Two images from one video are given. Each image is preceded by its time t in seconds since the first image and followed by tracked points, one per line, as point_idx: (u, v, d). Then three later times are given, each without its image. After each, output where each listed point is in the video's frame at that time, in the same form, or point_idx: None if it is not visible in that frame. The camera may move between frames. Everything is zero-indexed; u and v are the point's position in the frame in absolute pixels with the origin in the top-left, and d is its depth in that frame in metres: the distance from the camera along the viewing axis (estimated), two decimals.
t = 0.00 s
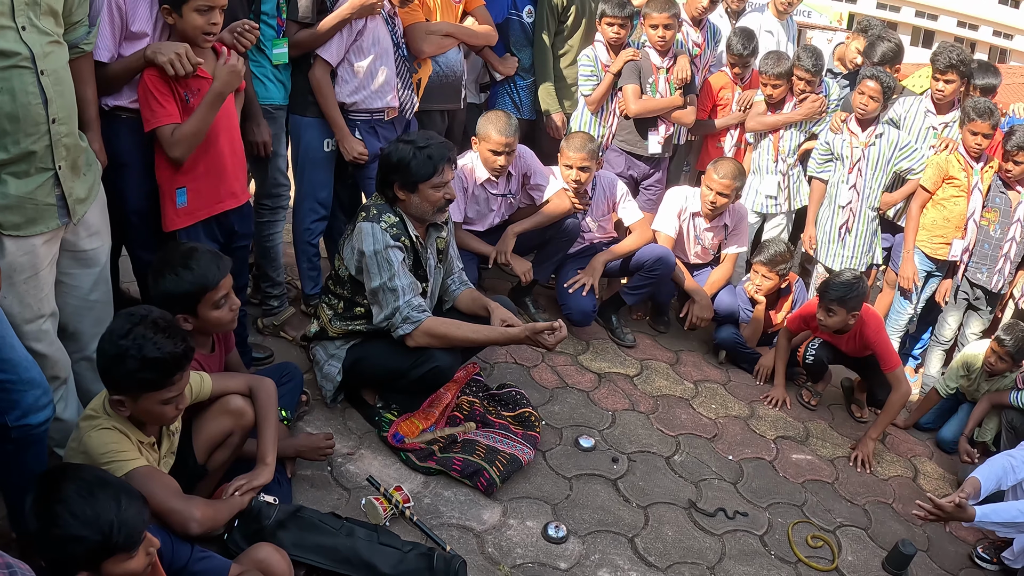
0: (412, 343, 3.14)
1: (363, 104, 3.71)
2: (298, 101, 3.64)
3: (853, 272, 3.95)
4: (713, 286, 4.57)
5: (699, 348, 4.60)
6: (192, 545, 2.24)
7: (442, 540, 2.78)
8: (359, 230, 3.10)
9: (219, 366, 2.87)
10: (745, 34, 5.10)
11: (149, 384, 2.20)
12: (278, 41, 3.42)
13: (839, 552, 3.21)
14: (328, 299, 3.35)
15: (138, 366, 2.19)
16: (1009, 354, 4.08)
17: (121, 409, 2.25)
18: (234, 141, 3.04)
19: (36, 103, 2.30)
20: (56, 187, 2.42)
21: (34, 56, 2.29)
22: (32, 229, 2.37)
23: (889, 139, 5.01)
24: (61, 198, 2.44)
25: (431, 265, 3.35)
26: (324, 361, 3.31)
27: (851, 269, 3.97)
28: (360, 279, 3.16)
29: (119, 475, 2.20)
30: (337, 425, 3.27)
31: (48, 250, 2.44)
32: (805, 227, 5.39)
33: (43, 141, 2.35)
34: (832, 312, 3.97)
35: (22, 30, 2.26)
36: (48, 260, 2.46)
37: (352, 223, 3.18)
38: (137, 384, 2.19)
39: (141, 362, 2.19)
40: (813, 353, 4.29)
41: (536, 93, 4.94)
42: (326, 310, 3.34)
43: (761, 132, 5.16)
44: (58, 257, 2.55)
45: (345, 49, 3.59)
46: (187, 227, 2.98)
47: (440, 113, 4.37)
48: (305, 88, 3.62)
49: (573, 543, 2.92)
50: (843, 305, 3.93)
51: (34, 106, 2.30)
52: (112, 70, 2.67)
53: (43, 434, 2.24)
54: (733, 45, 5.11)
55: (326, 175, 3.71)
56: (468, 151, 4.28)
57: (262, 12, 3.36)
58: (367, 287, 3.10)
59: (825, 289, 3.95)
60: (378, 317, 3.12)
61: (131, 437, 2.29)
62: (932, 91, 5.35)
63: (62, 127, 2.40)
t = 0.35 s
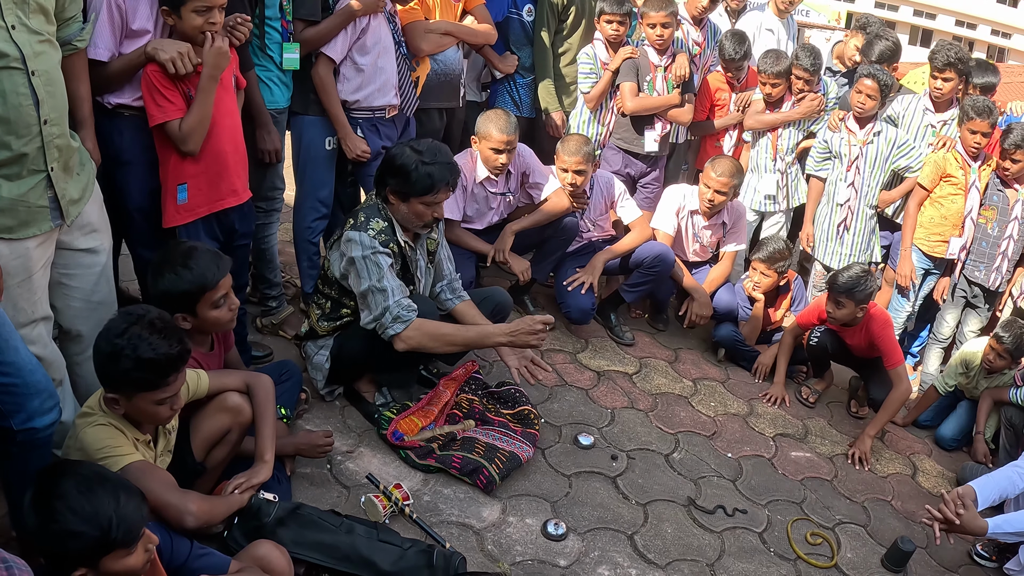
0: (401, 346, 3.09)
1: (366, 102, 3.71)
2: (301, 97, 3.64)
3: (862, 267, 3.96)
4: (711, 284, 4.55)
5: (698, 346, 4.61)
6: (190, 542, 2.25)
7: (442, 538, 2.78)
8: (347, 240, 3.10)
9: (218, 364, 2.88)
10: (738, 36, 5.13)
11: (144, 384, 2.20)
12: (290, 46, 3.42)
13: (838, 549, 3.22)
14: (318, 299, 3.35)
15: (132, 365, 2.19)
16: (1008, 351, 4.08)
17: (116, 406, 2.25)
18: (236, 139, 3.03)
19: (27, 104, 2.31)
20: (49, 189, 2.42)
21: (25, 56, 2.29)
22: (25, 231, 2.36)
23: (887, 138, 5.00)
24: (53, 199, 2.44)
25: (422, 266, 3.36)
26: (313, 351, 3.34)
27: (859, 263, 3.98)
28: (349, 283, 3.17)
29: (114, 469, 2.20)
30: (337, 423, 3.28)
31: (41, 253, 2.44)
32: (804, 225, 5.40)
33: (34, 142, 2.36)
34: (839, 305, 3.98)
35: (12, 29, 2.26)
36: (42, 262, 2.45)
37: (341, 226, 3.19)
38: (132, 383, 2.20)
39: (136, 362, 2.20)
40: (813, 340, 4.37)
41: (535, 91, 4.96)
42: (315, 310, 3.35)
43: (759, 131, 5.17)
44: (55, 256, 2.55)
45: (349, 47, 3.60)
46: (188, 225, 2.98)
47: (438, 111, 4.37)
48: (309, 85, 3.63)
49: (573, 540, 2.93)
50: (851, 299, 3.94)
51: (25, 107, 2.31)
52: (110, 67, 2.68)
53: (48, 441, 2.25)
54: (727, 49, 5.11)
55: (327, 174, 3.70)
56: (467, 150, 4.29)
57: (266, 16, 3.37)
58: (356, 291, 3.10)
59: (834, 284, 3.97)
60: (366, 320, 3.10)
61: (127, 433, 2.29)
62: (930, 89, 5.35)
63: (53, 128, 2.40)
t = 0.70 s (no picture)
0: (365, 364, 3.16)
1: (363, 101, 3.72)
2: (301, 96, 3.65)
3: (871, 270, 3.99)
4: (710, 282, 4.54)
5: (697, 345, 4.61)
6: (190, 539, 2.25)
7: (441, 536, 2.79)
8: (334, 248, 3.09)
9: (216, 362, 2.88)
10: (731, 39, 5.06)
11: (141, 382, 2.21)
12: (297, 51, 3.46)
13: (836, 546, 3.23)
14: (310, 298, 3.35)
15: (129, 364, 2.20)
16: (1006, 350, 4.08)
17: (114, 406, 2.26)
18: (236, 139, 3.04)
19: (26, 100, 2.33)
20: (47, 185, 2.43)
21: (25, 52, 2.31)
22: (23, 226, 2.38)
23: (885, 137, 5.04)
24: (52, 196, 2.45)
25: (415, 273, 3.38)
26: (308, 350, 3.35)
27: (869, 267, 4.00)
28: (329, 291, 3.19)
29: (113, 465, 2.21)
30: (335, 421, 3.29)
31: (40, 249, 2.44)
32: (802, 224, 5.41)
33: (32, 138, 2.37)
34: (850, 308, 4.03)
35: (14, 25, 2.28)
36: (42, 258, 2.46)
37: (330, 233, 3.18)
38: (128, 381, 2.20)
39: (133, 361, 2.20)
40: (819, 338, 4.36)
41: (534, 89, 4.96)
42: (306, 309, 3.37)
43: (756, 129, 5.18)
44: (54, 253, 2.55)
45: (348, 46, 3.61)
46: (187, 226, 2.99)
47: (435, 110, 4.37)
48: (308, 84, 3.64)
49: (571, 538, 2.93)
50: (863, 303, 3.99)
51: (24, 102, 2.32)
52: (110, 66, 2.69)
53: (50, 442, 2.26)
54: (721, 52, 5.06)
55: (325, 172, 3.72)
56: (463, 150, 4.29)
57: (271, 17, 3.36)
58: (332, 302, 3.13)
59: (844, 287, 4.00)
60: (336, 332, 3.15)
61: (124, 430, 2.30)
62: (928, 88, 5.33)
63: (51, 124, 2.41)
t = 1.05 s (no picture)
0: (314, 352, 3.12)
1: (365, 99, 3.73)
2: (302, 95, 3.66)
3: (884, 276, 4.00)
4: (709, 280, 4.57)
5: (695, 343, 4.63)
6: (193, 537, 2.26)
7: (441, 533, 2.80)
8: (330, 238, 3.12)
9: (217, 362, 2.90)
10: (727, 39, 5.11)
11: (154, 379, 2.23)
12: (302, 52, 3.49)
13: (834, 543, 3.24)
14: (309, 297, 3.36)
15: (144, 363, 2.21)
16: (1004, 348, 4.09)
17: (127, 407, 2.27)
18: (232, 144, 3.06)
19: (23, 97, 2.34)
20: (38, 180, 2.43)
21: (26, 50, 2.34)
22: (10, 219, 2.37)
23: (883, 136, 5.03)
24: (42, 191, 2.44)
25: (414, 272, 3.38)
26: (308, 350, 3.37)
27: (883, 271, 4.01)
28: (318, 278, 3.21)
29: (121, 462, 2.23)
30: (334, 419, 3.30)
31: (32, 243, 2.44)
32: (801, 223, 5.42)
33: (27, 134, 2.38)
34: (863, 312, 4.06)
35: (19, 22, 2.32)
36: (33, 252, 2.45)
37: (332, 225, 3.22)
38: (143, 379, 2.21)
39: (146, 359, 2.22)
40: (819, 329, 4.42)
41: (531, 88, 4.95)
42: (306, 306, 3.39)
43: (754, 128, 5.19)
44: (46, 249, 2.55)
45: (349, 45, 3.63)
46: (186, 229, 3.00)
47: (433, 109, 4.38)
48: (310, 85, 3.65)
49: (571, 535, 2.95)
50: (876, 308, 4.01)
51: (20, 99, 2.33)
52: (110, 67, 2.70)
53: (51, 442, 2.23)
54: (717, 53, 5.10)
55: (327, 171, 3.72)
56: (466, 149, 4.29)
57: (279, 17, 3.39)
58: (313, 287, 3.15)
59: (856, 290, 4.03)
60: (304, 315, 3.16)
61: (131, 429, 2.31)
62: (926, 87, 5.35)
63: (47, 123, 2.42)
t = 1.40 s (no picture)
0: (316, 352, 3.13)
1: (365, 97, 3.74)
2: (302, 94, 3.67)
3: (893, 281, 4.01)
4: (708, 278, 4.60)
5: (694, 341, 4.64)
6: (196, 534, 2.27)
7: (441, 530, 2.81)
8: (331, 240, 3.12)
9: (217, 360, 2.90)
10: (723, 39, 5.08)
11: (160, 376, 2.24)
12: (303, 51, 3.50)
13: (833, 540, 3.25)
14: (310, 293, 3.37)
15: (150, 361, 2.22)
16: (1003, 345, 4.13)
17: (132, 404, 2.27)
18: (231, 142, 3.07)
19: (16, 97, 2.34)
20: (36, 182, 2.44)
21: (19, 49, 2.33)
22: (7, 223, 2.39)
23: (881, 134, 5.04)
24: (40, 194, 2.45)
25: (415, 271, 3.38)
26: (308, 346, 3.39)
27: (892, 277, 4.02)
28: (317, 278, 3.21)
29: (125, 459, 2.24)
30: (334, 417, 3.31)
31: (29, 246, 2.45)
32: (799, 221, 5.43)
33: (21, 135, 2.38)
34: (871, 317, 4.10)
35: (11, 21, 2.31)
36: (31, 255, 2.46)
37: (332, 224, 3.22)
38: (148, 377, 2.22)
39: (153, 357, 2.22)
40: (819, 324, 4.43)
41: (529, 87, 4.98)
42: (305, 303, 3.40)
43: (753, 127, 5.19)
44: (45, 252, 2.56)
45: (349, 43, 3.63)
46: (185, 228, 3.01)
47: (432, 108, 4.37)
48: (310, 83, 3.65)
49: (570, 532, 2.96)
50: (885, 314, 4.05)
51: (14, 99, 2.34)
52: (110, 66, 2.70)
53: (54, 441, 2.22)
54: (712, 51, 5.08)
55: (326, 170, 3.72)
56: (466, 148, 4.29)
57: (281, 16, 3.41)
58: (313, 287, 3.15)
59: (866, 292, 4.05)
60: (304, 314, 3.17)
61: (133, 426, 2.32)
62: (925, 85, 5.37)
63: (43, 123, 2.42)
